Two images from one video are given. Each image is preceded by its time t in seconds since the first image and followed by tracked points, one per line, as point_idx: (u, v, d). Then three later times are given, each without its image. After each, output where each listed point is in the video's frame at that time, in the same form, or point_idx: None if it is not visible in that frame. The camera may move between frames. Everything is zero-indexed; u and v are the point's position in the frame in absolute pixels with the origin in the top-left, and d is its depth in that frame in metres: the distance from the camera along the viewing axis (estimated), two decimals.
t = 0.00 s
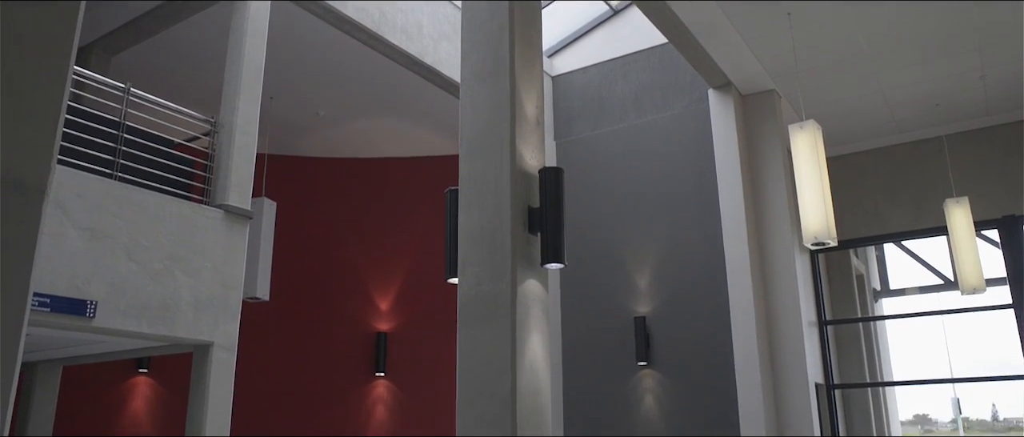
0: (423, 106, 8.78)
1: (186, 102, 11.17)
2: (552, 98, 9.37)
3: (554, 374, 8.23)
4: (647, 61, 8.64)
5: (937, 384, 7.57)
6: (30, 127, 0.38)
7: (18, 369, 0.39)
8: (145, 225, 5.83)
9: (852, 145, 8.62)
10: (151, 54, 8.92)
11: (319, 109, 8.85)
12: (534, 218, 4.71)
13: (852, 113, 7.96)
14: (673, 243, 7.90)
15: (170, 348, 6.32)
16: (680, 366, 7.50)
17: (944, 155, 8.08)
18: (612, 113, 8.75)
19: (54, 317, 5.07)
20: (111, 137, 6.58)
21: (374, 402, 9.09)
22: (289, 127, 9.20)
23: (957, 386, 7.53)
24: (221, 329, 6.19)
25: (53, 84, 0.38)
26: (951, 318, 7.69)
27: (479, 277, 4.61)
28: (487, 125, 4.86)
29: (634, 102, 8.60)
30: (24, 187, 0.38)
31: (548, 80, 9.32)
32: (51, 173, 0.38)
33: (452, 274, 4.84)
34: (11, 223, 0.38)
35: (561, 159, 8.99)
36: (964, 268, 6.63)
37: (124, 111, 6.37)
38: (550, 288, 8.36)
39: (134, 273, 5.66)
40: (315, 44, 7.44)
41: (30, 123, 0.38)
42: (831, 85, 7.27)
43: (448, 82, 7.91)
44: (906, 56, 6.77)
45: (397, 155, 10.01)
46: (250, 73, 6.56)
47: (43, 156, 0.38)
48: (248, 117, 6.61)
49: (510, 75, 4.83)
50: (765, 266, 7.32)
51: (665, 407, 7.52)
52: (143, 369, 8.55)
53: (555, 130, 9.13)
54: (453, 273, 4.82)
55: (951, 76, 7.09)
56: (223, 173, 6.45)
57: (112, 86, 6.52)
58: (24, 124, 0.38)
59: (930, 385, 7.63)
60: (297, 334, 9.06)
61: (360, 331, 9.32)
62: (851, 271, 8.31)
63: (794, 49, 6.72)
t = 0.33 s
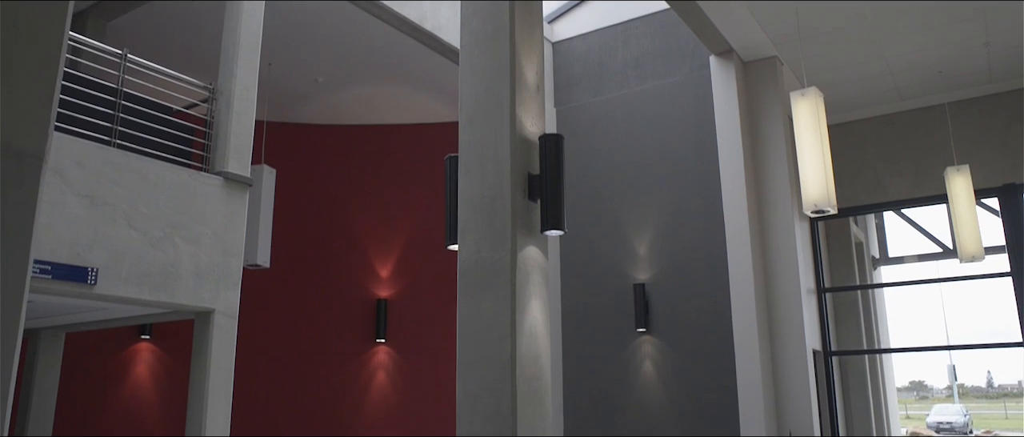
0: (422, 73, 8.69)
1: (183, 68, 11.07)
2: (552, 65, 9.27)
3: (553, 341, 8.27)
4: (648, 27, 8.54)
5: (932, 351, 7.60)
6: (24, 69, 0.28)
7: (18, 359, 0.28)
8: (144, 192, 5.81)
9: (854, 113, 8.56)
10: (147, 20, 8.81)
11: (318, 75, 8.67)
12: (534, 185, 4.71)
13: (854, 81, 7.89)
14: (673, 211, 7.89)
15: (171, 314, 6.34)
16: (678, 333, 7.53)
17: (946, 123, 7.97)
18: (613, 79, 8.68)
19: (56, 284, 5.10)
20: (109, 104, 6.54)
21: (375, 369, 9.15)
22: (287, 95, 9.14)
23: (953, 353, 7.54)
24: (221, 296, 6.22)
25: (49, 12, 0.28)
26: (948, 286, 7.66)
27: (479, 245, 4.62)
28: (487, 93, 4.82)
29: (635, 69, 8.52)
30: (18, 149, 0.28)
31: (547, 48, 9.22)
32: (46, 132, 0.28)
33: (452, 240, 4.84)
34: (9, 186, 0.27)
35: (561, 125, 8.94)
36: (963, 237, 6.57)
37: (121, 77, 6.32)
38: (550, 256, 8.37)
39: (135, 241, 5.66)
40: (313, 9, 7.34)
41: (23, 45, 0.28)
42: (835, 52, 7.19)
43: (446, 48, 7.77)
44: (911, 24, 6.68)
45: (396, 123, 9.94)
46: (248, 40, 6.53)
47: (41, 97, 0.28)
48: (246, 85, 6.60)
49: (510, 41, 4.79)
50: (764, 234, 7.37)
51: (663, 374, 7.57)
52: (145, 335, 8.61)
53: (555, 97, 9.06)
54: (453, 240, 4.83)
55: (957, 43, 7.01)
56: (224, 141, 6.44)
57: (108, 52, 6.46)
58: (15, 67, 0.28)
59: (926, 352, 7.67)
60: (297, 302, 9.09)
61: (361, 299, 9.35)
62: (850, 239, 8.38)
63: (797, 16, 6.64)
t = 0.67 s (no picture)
0: (420, 46, 8.61)
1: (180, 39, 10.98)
2: (552, 36, 9.19)
3: (553, 313, 8.30)
4: None
5: (930, 323, 7.66)
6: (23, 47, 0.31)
7: (22, 308, 0.32)
8: (143, 163, 5.78)
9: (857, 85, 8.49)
10: None
11: (316, 46, 8.46)
12: (534, 156, 4.70)
13: (856, 53, 7.82)
14: (674, 183, 7.87)
15: (172, 286, 6.36)
16: (677, 304, 7.55)
17: (948, 94, 7.92)
18: (613, 50, 8.60)
19: (56, 255, 5.10)
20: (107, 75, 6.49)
21: (375, 341, 9.20)
22: (286, 66, 9.07)
23: (950, 325, 7.58)
24: (222, 267, 6.23)
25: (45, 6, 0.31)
26: (947, 258, 7.68)
27: (479, 216, 4.61)
28: (486, 63, 4.78)
29: (635, 40, 8.44)
30: (20, 124, 0.31)
31: (547, 19, 9.10)
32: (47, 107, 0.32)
33: (452, 211, 4.83)
34: (7, 163, 0.31)
35: (561, 97, 8.88)
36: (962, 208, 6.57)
37: (118, 48, 6.27)
38: (550, 228, 8.36)
39: (134, 212, 5.66)
40: None
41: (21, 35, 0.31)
42: (837, 24, 7.13)
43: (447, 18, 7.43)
44: None
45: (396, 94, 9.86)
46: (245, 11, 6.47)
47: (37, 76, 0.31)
48: (245, 57, 6.55)
49: (510, 11, 4.74)
50: (764, 206, 7.38)
51: (662, 346, 7.61)
52: (147, 307, 8.63)
53: (555, 68, 8.99)
54: (453, 212, 4.82)
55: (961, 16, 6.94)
56: (221, 113, 6.42)
57: (105, 21, 6.39)
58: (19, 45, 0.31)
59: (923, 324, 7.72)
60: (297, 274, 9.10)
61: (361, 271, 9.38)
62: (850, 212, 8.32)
63: None
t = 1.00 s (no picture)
0: (419, 22, 8.49)
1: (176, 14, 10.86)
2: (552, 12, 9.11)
3: (553, 290, 8.30)
4: None
5: (929, 301, 7.64)
6: (19, 38, 0.38)
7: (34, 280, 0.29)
8: (142, 139, 5.76)
9: (859, 62, 8.44)
10: None
11: (314, 22, 8.40)
12: (534, 132, 4.68)
13: (859, 32, 7.76)
14: (674, 160, 7.86)
15: (172, 263, 6.36)
16: (677, 282, 7.57)
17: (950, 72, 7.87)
18: (614, 26, 8.51)
19: (57, 232, 5.10)
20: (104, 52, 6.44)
21: (375, 318, 9.18)
22: (282, 44, 9.00)
23: (948, 303, 7.57)
24: (222, 244, 6.23)
25: (31, 17, 0.37)
26: (947, 236, 7.65)
27: (479, 193, 4.59)
28: (485, 39, 4.74)
29: (636, 15, 8.35)
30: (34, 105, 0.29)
31: None
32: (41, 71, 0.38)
33: (452, 188, 4.82)
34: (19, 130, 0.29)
35: (561, 74, 8.83)
36: (962, 184, 6.54)
37: (116, 24, 6.21)
38: (549, 204, 8.34)
39: (134, 189, 5.65)
40: None
41: (18, 31, 0.37)
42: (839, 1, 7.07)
43: None
44: None
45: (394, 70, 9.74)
46: None
47: (33, 51, 0.38)
48: (243, 33, 6.52)
49: None
50: (764, 183, 7.39)
51: (662, 322, 7.63)
52: (147, 283, 8.59)
53: (554, 44, 8.88)
54: (453, 188, 4.81)
55: None
56: (221, 90, 6.40)
57: None
58: (14, 39, 0.37)
59: (920, 302, 7.72)
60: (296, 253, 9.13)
61: (361, 248, 9.36)
62: (850, 189, 8.25)
63: None
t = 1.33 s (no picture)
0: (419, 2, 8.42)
1: None
2: None
3: (553, 271, 8.31)
4: None
5: (928, 281, 7.65)
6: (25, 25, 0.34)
7: (21, 257, 0.33)
8: (141, 120, 5.73)
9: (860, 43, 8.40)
10: None
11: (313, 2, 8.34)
12: (534, 113, 4.67)
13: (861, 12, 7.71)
14: (675, 141, 7.84)
15: (172, 243, 6.35)
16: (677, 263, 7.58)
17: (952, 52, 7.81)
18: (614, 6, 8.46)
19: (57, 213, 5.08)
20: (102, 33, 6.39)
21: (376, 299, 9.21)
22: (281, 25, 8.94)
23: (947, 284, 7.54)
24: (222, 225, 6.23)
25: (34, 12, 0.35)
26: (947, 218, 7.64)
27: (479, 174, 4.58)
28: (484, 19, 4.71)
29: None
30: (18, 83, 0.34)
31: None
32: (40, 67, 0.34)
33: (452, 169, 4.81)
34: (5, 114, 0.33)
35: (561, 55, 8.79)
36: (964, 163, 6.55)
37: (113, 4, 6.16)
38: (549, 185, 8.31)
39: (134, 170, 5.63)
40: None
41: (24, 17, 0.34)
42: None
43: None
44: None
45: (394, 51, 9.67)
46: None
47: (33, 35, 0.34)
48: (241, 13, 6.48)
49: None
50: (765, 165, 7.39)
51: (662, 303, 7.64)
52: (148, 265, 8.59)
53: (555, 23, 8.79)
54: (453, 169, 4.80)
55: None
56: (220, 70, 6.37)
57: None
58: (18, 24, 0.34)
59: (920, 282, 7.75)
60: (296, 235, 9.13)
61: (360, 230, 9.36)
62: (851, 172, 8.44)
63: None
